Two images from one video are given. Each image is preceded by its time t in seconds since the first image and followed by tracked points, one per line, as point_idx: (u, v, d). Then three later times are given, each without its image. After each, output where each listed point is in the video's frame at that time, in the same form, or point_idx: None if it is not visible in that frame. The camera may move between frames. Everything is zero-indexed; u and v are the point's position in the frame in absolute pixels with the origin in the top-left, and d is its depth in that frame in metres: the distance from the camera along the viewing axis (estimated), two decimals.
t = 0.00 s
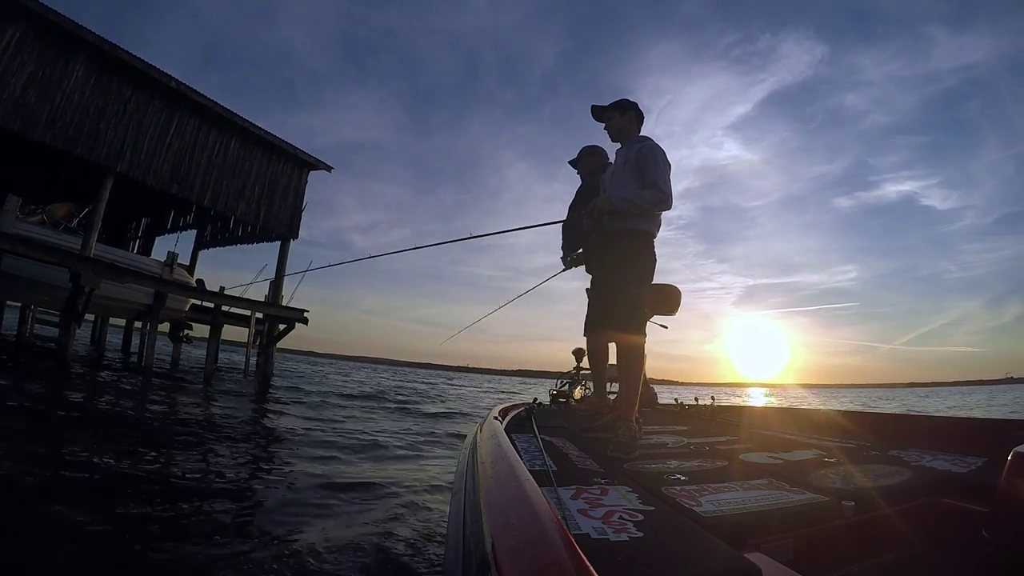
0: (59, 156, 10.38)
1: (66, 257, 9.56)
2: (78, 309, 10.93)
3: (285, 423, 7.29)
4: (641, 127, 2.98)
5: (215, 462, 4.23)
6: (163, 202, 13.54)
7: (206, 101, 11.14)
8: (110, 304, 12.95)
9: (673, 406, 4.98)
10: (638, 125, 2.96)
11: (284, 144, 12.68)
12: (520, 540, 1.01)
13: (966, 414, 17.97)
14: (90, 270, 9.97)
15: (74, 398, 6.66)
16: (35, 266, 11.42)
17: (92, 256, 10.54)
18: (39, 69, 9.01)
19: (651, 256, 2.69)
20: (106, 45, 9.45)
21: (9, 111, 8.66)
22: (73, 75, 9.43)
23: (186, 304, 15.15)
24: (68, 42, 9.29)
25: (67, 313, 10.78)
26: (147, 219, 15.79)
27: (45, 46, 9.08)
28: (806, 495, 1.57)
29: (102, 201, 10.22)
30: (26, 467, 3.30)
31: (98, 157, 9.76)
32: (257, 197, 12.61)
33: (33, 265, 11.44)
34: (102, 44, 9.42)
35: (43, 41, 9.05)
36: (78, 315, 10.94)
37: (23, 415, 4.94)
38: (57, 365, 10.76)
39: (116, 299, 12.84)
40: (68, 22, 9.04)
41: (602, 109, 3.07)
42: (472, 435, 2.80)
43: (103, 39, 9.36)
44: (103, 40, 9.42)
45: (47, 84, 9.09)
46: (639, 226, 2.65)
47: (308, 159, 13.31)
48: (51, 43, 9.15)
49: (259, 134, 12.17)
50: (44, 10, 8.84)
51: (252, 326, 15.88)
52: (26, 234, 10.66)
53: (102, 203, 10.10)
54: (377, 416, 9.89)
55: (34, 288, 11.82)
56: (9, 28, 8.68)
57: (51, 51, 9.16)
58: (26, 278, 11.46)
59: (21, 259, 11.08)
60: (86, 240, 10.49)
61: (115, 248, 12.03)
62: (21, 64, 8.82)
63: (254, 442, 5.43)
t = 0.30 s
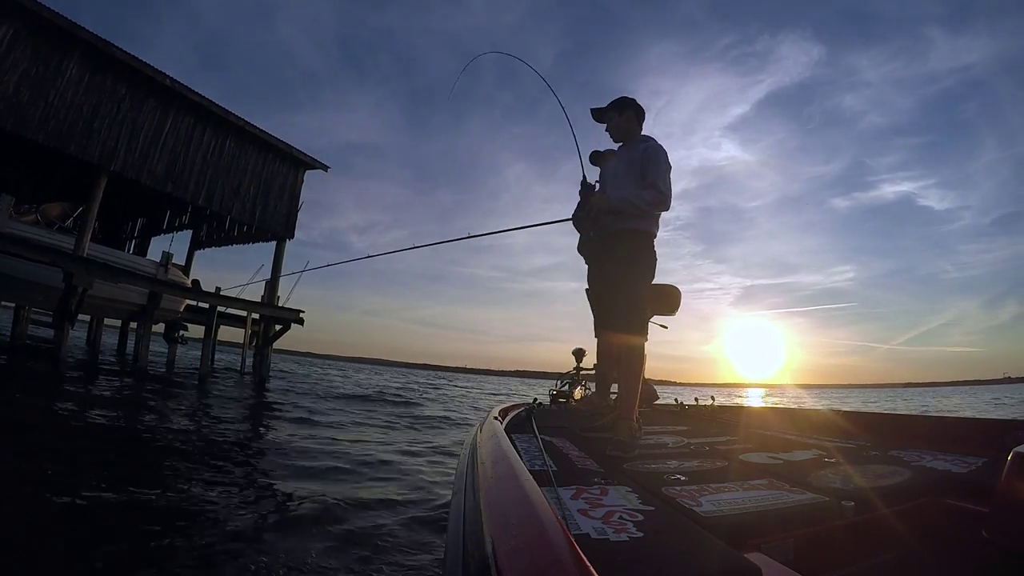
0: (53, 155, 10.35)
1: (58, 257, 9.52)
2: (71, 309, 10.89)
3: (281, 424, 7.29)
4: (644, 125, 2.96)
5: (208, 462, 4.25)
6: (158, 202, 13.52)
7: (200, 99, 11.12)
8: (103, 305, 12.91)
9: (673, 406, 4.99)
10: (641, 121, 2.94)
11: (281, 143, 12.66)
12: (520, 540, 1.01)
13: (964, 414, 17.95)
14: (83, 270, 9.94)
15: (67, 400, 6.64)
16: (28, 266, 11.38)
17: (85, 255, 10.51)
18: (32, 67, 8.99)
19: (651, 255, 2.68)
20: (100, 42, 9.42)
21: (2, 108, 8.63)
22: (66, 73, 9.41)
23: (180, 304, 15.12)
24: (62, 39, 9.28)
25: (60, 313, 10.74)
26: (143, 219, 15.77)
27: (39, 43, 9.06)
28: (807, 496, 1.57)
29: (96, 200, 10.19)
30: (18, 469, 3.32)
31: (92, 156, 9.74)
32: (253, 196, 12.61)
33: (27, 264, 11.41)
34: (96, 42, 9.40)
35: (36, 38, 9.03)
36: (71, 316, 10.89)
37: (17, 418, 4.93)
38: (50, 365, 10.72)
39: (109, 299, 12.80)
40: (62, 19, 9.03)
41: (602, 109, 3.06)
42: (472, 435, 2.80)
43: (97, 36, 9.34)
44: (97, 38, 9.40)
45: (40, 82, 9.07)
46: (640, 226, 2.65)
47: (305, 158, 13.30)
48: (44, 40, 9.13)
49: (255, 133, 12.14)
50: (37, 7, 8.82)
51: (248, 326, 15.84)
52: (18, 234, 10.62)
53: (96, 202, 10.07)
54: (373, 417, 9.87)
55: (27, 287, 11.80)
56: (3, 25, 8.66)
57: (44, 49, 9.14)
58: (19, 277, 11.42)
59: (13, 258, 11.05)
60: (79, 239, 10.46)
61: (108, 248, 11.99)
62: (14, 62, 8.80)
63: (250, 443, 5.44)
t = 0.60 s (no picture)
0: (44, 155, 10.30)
1: (49, 258, 9.47)
2: (63, 311, 10.84)
3: (278, 425, 7.30)
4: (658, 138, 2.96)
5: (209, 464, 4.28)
6: (152, 202, 13.46)
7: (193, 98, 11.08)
8: (97, 306, 12.86)
9: (673, 406, 4.98)
10: (656, 134, 2.92)
11: (275, 142, 12.63)
12: (520, 540, 1.01)
13: (964, 412, 17.90)
14: (74, 271, 9.90)
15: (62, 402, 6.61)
16: (19, 267, 11.32)
17: (76, 256, 10.46)
18: (23, 67, 8.94)
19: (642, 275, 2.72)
20: (91, 41, 9.38)
21: None
22: (57, 72, 9.36)
23: (174, 305, 15.08)
24: (52, 39, 9.23)
25: (52, 315, 10.68)
26: (137, 220, 15.71)
27: (29, 43, 9.02)
28: (806, 495, 1.58)
29: (88, 201, 10.15)
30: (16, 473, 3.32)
31: (83, 156, 9.70)
32: (247, 196, 12.58)
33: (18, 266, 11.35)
34: (87, 41, 9.37)
35: (26, 38, 8.99)
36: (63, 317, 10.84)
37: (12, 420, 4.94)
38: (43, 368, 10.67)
39: (102, 300, 12.75)
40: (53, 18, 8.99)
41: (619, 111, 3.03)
42: (472, 434, 2.80)
43: (88, 35, 9.30)
44: (88, 37, 9.36)
45: (30, 82, 9.03)
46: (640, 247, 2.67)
47: (299, 157, 13.27)
48: (35, 40, 9.09)
49: (248, 132, 12.10)
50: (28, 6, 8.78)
51: (244, 327, 15.80)
52: (10, 235, 10.58)
53: (87, 202, 10.02)
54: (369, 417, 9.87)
55: (19, 289, 11.73)
56: None
57: (35, 49, 9.09)
58: (11, 279, 11.36)
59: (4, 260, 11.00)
60: (71, 241, 10.40)
61: (100, 248, 11.94)
62: (4, 61, 8.75)
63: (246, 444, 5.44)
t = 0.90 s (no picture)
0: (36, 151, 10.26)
1: (41, 255, 9.43)
2: (55, 309, 10.78)
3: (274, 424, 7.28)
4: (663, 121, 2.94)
5: (206, 464, 4.26)
6: (147, 200, 13.42)
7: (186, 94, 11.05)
8: (90, 305, 12.80)
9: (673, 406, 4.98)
10: (661, 119, 2.92)
11: (270, 138, 12.58)
12: (521, 540, 1.01)
13: (963, 412, 17.86)
14: (66, 269, 9.86)
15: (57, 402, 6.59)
16: (10, 265, 11.27)
17: (68, 253, 10.42)
18: (14, 62, 8.90)
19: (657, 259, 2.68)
20: (84, 37, 9.35)
21: None
22: (49, 68, 9.32)
23: (168, 304, 15.04)
24: (44, 34, 9.19)
25: (43, 314, 10.62)
26: (132, 218, 15.67)
27: (21, 38, 8.98)
28: (806, 496, 1.58)
29: (80, 197, 10.10)
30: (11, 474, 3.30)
31: (76, 152, 9.66)
32: (241, 192, 12.55)
33: (10, 264, 11.31)
34: (80, 36, 9.33)
35: (18, 33, 8.95)
36: (55, 316, 10.80)
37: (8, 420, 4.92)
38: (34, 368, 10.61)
39: (95, 299, 12.72)
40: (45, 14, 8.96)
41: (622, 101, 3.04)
42: (471, 434, 2.80)
43: (81, 31, 9.26)
44: (80, 33, 9.31)
45: (22, 78, 8.99)
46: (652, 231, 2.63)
47: (294, 153, 13.24)
48: (26, 35, 9.05)
49: (242, 128, 12.07)
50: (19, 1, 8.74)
51: (240, 326, 15.75)
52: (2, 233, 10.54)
53: (80, 199, 9.98)
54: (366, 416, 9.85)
55: (11, 288, 11.68)
56: None
57: (26, 44, 9.05)
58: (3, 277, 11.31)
59: None
60: (62, 238, 10.36)
61: (93, 246, 11.92)
62: None
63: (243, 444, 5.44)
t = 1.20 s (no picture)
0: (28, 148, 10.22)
1: (32, 253, 9.40)
2: (46, 308, 10.72)
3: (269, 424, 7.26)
4: (667, 110, 2.91)
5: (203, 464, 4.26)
6: (141, 198, 13.40)
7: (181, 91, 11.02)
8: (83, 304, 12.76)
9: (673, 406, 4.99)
10: (665, 109, 2.90)
11: (265, 136, 12.55)
12: (520, 541, 1.01)
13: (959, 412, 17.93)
14: (58, 267, 9.83)
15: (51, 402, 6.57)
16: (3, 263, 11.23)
17: (60, 251, 10.38)
18: (7, 58, 8.87)
19: (667, 250, 2.64)
20: (78, 32, 9.32)
21: None
22: (42, 64, 9.29)
23: (162, 302, 14.99)
24: (37, 30, 9.16)
25: (35, 313, 10.56)
26: (127, 217, 15.64)
27: (14, 34, 8.95)
28: (806, 496, 1.58)
29: (73, 195, 10.06)
30: (9, 474, 3.31)
31: (69, 149, 9.62)
32: (236, 190, 12.52)
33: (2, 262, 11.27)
34: (74, 32, 9.30)
35: (11, 28, 8.92)
36: (47, 315, 10.75)
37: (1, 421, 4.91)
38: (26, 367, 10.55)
39: (88, 298, 12.69)
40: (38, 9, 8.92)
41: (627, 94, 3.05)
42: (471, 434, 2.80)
43: (74, 27, 9.23)
44: (74, 29, 9.29)
45: (15, 73, 8.96)
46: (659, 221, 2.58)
47: (289, 151, 13.22)
48: (19, 31, 9.02)
49: (237, 126, 12.04)
50: None
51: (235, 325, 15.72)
52: None
53: (72, 196, 9.94)
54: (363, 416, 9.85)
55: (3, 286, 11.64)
56: None
57: (19, 39, 9.02)
58: None
59: None
60: (54, 235, 10.31)
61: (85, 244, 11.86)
62: None
63: (238, 444, 5.44)
